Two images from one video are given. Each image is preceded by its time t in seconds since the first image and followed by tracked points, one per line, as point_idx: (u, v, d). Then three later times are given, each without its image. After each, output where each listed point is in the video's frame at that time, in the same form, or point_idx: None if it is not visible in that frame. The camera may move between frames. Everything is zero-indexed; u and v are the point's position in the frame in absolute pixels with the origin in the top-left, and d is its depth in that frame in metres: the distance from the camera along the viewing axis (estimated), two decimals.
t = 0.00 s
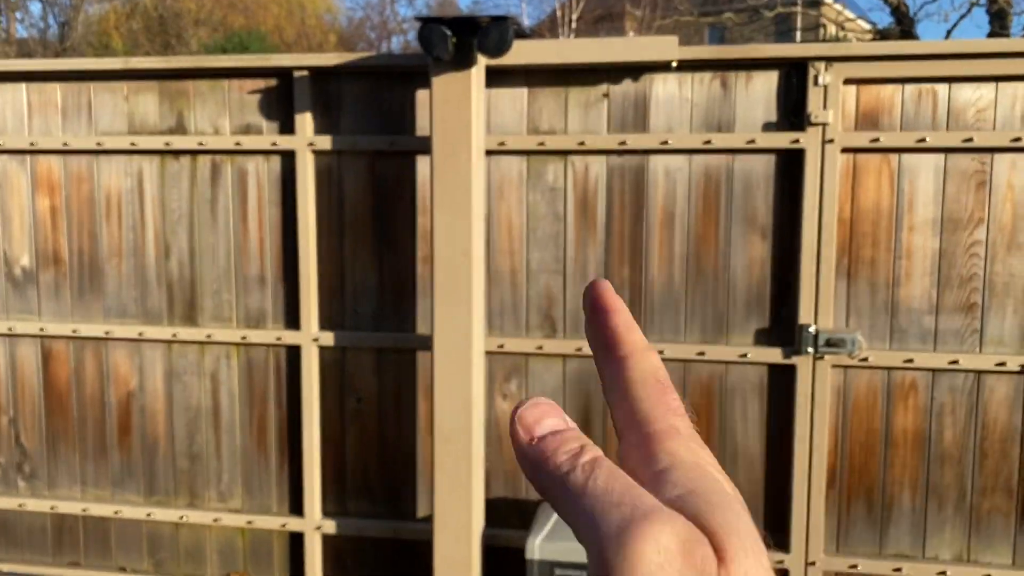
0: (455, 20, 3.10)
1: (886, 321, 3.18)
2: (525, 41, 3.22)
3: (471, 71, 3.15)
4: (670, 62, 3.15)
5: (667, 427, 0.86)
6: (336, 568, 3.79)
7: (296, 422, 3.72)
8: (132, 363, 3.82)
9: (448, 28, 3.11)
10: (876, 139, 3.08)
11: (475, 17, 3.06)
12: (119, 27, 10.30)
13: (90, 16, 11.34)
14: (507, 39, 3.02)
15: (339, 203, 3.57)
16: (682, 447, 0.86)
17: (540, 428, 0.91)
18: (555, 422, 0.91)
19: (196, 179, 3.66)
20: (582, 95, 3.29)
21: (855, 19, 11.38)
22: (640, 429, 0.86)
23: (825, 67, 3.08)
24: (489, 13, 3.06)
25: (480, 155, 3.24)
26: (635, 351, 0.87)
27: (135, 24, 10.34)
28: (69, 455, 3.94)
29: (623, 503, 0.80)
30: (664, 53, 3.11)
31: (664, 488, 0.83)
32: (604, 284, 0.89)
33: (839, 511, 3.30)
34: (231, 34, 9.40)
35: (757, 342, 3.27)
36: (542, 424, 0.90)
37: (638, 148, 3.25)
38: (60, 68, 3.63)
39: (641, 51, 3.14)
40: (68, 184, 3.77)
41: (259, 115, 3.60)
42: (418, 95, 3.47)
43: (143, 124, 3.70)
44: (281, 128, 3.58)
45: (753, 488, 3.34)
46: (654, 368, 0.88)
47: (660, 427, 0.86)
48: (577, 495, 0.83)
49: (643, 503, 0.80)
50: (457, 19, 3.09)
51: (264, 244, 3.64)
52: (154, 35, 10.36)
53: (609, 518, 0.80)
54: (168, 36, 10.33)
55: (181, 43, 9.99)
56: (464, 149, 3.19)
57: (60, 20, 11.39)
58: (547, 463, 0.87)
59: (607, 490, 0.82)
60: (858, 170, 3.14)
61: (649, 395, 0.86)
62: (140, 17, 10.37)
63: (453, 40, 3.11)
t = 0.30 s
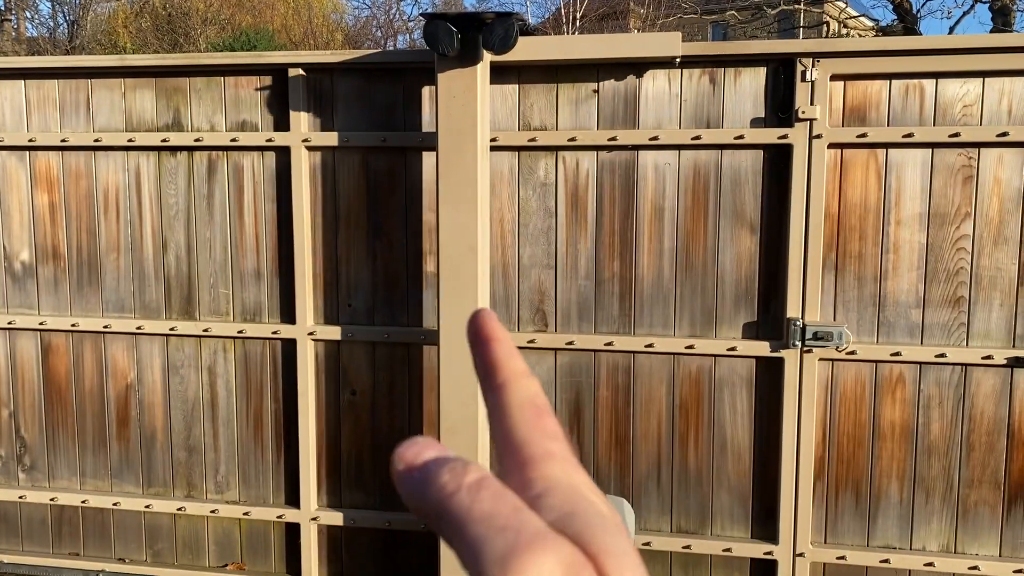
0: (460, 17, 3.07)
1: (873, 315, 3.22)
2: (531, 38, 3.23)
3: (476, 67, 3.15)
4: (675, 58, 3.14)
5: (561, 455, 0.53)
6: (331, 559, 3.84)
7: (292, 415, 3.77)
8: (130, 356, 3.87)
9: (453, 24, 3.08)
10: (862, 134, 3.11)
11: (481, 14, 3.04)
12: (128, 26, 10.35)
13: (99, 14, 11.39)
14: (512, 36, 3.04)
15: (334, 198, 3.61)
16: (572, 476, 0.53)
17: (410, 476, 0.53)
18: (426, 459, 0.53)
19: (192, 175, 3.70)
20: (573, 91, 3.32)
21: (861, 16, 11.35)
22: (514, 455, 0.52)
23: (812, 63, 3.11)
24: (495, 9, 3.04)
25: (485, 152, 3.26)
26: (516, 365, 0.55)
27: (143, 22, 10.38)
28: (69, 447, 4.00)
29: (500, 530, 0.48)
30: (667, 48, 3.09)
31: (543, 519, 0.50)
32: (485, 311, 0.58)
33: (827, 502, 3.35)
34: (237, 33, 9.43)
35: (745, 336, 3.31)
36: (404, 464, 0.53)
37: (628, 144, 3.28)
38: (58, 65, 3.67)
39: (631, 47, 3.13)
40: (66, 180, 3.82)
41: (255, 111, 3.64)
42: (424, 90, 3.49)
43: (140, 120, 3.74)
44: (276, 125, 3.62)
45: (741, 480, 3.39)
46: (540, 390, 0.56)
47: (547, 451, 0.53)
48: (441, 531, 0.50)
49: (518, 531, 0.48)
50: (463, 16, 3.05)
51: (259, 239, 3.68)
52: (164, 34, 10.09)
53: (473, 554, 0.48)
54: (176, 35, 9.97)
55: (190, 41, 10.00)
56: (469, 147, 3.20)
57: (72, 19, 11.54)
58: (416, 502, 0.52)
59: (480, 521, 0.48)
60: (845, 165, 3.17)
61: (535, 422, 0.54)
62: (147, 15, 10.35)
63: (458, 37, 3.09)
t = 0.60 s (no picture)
0: (466, 12, 3.06)
1: (864, 310, 3.22)
2: (538, 32, 3.22)
3: (482, 63, 3.14)
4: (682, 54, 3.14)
5: (704, 421, 0.50)
6: (326, 553, 3.87)
7: (286, 410, 3.80)
8: (126, 351, 3.90)
9: (459, 19, 3.07)
10: (853, 130, 3.11)
11: (487, 9, 3.03)
12: (136, 23, 10.41)
13: (106, 10, 11.47)
14: (519, 32, 3.03)
15: (327, 194, 3.63)
16: (715, 441, 0.50)
17: (556, 428, 0.50)
18: (570, 410, 0.50)
19: (187, 171, 3.72)
20: (564, 87, 3.32)
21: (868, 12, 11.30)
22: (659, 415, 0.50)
23: (803, 59, 3.11)
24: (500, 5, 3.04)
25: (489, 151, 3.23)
26: (658, 333, 0.53)
27: (151, 19, 10.42)
28: (66, 442, 4.04)
29: (648, 475, 0.46)
30: (674, 44, 3.09)
31: (692, 473, 0.47)
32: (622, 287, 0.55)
33: (818, 497, 3.35)
34: (243, 29, 9.44)
35: (736, 331, 3.32)
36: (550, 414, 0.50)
37: (619, 140, 3.28)
38: (54, 61, 3.69)
39: (622, 43, 3.14)
40: (63, 176, 3.85)
41: (249, 108, 3.65)
42: (430, 87, 3.50)
43: (135, 116, 3.76)
44: (270, 122, 3.64)
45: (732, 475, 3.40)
46: (679, 361, 0.53)
47: (691, 414, 0.50)
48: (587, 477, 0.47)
49: (669, 479, 0.46)
50: (469, 11, 3.04)
51: (254, 235, 3.71)
52: (172, 30, 10.23)
53: (624, 496, 0.45)
54: (184, 32, 10.11)
55: (197, 38, 10.04)
56: (474, 146, 3.19)
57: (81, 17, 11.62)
58: (562, 451, 0.49)
59: (630, 466, 0.46)
60: (835, 161, 3.18)
61: (678, 387, 0.51)
62: (156, 12, 10.36)
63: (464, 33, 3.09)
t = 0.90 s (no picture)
0: (475, 9, 3.07)
1: (858, 307, 3.23)
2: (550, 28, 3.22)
3: (491, 59, 3.14)
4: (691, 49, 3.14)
5: (761, 414, 0.49)
6: (324, 547, 3.90)
7: (284, 405, 3.83)
8: (127, 346, 3.93)
9: (468, 16, 3.07)
10: (847, 126, 3.11)
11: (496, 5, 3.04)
12: (147, 21, 10.42)
13: (118, 7, 11.52)
14: (528, 28, 3.04)
15: (325, 191, 3.65)
16: (773, 435, 0.48)
17: (612, 417, 0.51)
18: (630, 404, 0.51)
19: (186, 168, 3.75)
20: (559, 84, 3.33)
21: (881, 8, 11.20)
22: (713, 407, 0.48)
23: (797, 56, 3.11)
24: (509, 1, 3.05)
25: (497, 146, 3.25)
26: (715, 327, 0.51)
27: (161, 16, 10.44)
28: (68, 436, 4.08)
29: (705, 461, 0.45)
30: (683, 40, 3.09)
31: (748, 462, 0.46)
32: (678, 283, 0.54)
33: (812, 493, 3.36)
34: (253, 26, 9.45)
35: (730, 327, 3.33)
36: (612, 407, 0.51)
37: (614, 137, 3.29)
38: (54, 59, 3.73)
39: (617, 39, 3.15)
40: (64, 172, 3.88)
41: (247, 105, 3.68)
42: (439, 84, 3.50)
43: (135, 114, 3.79)
44: (268, 119, 3.67)
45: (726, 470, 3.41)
46: (734, 352, 0.52)
47: (747, 405, 0.48)
48: (644, 465, 0.47)
49: (725, 466, 0.45)
50: (478, 7, 3.06)
51: (252, 231, 3.73)
52: (182, 28, 10.04)
53: (679, 482, 0.45)
54: (195, 29, 9.93)
55: (208, 36, 9.92)
56: (482, 139, 3.20)
57: (92, 14, 11.69)
58: (624, 442, 0.49)
59: (684, 454, 0.45)
60: (829, 158, 3.18)
61: (735, 378, 0.49)
62: (166, 10, 10.36)
63: (472, 29, 3.08)
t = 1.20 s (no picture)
0: (491, 6, 3.09)
1: (861, 304, 3.22)
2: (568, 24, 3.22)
3: (507, 57, 3.15)
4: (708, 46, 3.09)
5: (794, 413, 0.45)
6: (329, 541, 3.93)
7: (289, 400, 3.86)
8: (134, 341, 3.98)
9: (484, 14, 3.10)
10: (849, 124, 3.10)
11: (512, 2, 3.05)
12: (165, 19, 10.50)
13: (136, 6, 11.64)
14: (544, 25, 3.05)
15: (329, 187, 3.67)
16: (805, 432, 0.45)
17: (641, 423, 0.48)
18: (657, 409, 0.47)
19: (193, 165, 3.79)
20: (562, 82, 3.34)
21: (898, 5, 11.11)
22: (743, 409, 0.44)
23: (799, 52, 3.10)
24: None
25: (513, 142, 3.25)
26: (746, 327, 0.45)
27: (178, 14, 10.51)
28: (77, 430, 4.13)
29: (733, 464, 0.42)
30: (700, 37, 3.05)
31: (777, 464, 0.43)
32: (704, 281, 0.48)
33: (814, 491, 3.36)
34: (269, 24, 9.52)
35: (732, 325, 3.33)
36: (642, 415, 0.48)
37: (616, 134, 3.29)
38: (64, 57, 3.77)
39: (620, 36, 3.16)
40: (73, 169, 3.93)
41: (252, 102, 3.71)
42: (455, 82, 3.50)
43: (143, 111, 3.83)
44: (274, 116, 3.70)
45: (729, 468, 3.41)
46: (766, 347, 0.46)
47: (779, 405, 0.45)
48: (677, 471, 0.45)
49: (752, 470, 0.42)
50: (494, 4, 3.08)
51: (257, 227, 3.76)
52: (199, 27, 10.24)
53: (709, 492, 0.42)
54: (212, 27, 10.09)
55: (225, 34, 10.12)
56: (499, 135, 3.22)
57: (110, 12, 11.80)
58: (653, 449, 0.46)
59: (711, 462, 0.43)
60: (832, 155, 3.17)
61: (765, 380, 0.45)
62: (183, 9, 10.42)
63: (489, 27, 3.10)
